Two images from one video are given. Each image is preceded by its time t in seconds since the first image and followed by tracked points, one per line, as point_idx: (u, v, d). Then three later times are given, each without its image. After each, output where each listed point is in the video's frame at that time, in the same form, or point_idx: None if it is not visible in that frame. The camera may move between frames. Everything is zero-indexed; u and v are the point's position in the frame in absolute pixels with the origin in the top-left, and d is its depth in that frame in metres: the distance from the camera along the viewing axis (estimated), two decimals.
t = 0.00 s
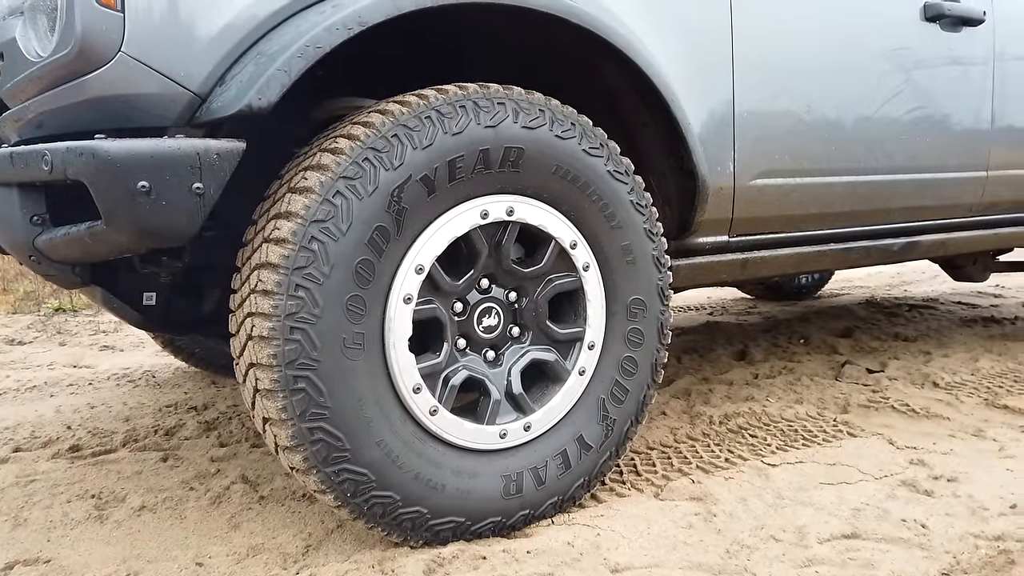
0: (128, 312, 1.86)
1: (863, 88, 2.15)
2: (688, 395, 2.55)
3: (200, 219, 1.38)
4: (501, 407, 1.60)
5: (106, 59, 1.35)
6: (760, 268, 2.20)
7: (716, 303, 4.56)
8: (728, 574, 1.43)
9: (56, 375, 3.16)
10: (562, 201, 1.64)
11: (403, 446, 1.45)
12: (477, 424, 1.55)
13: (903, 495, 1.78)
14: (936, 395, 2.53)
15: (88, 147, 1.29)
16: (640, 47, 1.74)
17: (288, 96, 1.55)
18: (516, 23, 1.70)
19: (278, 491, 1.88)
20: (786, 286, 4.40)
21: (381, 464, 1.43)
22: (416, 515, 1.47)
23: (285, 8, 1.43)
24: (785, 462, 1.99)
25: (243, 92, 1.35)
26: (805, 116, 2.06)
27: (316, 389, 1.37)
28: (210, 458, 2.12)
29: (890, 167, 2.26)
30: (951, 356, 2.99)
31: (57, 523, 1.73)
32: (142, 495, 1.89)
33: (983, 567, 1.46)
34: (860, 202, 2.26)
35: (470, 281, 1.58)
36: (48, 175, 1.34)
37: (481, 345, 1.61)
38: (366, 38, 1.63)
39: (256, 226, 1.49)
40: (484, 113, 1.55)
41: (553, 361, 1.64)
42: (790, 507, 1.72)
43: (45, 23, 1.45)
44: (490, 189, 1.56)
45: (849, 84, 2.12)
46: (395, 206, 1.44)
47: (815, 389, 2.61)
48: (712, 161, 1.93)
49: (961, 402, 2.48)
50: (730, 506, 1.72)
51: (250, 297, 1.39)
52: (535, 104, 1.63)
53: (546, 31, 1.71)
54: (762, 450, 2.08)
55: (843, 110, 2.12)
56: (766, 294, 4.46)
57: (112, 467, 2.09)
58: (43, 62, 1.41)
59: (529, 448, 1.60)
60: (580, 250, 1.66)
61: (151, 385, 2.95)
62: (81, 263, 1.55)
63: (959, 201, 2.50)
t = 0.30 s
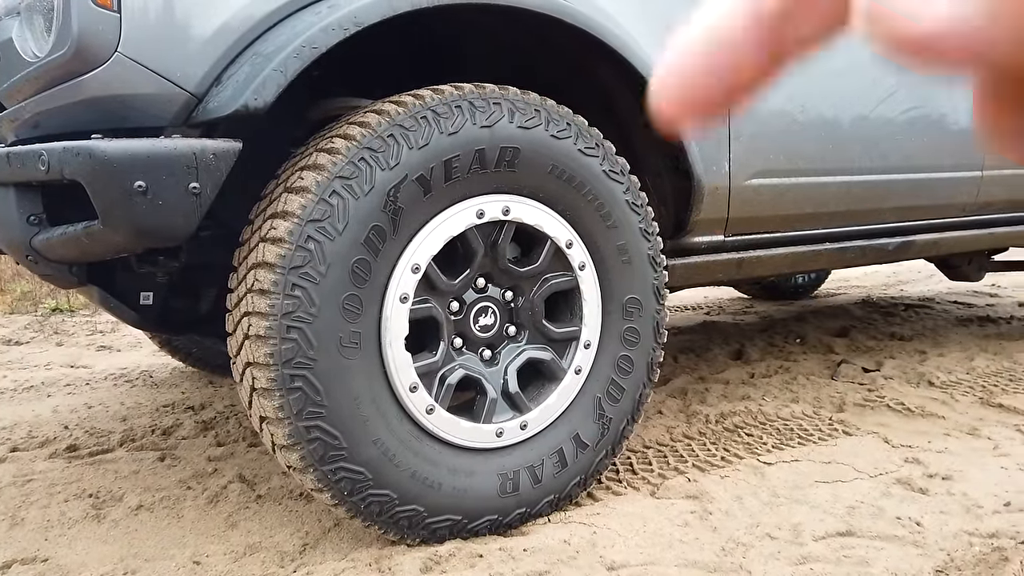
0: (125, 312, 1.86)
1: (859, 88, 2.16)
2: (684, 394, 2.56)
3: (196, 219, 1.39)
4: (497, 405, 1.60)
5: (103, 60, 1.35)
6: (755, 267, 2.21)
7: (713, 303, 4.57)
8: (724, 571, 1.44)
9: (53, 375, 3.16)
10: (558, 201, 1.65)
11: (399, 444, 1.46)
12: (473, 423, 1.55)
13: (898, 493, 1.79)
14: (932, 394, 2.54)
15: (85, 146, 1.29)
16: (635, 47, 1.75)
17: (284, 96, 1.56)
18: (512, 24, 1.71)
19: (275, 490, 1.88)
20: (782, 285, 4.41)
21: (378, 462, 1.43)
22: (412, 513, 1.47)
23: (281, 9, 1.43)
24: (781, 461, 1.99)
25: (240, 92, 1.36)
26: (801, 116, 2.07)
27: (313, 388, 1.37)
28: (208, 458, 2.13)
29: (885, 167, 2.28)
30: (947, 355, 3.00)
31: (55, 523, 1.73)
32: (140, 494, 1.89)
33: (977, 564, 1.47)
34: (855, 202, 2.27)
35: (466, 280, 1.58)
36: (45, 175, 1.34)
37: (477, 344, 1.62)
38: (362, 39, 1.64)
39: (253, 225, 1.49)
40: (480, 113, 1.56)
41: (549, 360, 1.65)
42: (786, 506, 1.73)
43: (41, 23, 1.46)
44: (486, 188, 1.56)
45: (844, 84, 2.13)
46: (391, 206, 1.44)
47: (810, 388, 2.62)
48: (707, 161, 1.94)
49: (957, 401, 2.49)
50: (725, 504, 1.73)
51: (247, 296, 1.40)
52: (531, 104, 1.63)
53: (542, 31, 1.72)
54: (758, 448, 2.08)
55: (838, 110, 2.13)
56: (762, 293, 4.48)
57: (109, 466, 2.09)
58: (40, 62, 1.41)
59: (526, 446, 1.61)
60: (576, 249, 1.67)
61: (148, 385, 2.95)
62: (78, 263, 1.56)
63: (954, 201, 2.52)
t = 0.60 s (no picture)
0: (128, 313, 1.87)
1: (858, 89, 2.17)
2: (684, 395, 2.57)
3: (201, 221, 1.39)
4: (500, 406, 1.61)
5: (109, 62, 1.36)
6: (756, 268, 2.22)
7: (712, 303, 4.58)
8: (726, 571, 1.45)
9: (54, 375, 3.16)
10: (560, 203, 1.65)
11: (402, 445, 1.46)
12: (476, 423, 1.56)
13: (899, 494, 1.80)
14: (931, 394, 2.55)
15: (91, 148, 1.30)
16: (637, 49, 1.76)
17: (288, 98, 1.57)
18: (514, 26, 1.71)
19: (278, 491, 1.89)
20: (782, 285, 4.43)
21: (381, 463, 1.44)
22: (416, 514, 1.48)
23: (285, 11, 1.44)
24: (781, 461, 2.00)
25: (244, 94, 1.36)
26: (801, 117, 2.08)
27: (317, 389, 1.38)
28: (210, 458, 2.13)
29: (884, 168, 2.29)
30: (946, 355, 3.02)
31: (58, 523, 1.74)
32: (143, 495, 1.90)
33: (977, 564, 1.48)
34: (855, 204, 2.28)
35: (469, 282, 1.59)
36: (51, 177, 1.35)
37: (480, 345, 1.62)
38: (366, 41, 1.64)
39: (257, 227, 1.50)
40: (483, 116, 1.57)
41: (552, 361, 1.66)
42: (786, 506, 1.74)
43: (46, 26, 1.46)
44: (489, 190, 1.57)
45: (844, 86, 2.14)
46: (395, 207, 1.45)
47: (810, 389, 2.63)
48: (708, 162, 1.95)
49: (956, 401, 2.50)
50: (726, 505, 1.74)
51: (251, 297, 1.40)
52: (534, 106, 1.64)
53: (544, 33, 1.73)
54: (758, 449, 2.09)
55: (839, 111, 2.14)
56: (762, 293, 4.49)
57: (111, 467, 2.09)
58: (46, 65, 1.41)
59: (528, 447, 1.61)
60: (578, 251, 1.68)
61: (149, 385, 2.95)
62: (82, 264, 1.56)
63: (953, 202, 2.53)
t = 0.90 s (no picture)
0: (129, 315, 1.87)
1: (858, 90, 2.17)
2: (684, 396, 2.57)
3: (202, 223, 1.39)
4: (501, 408, 1.61)
5: (109, 64, 1.35)
6: (756, 269, 2.22)
7: (712, 304, 4.59)
8: (727, 573, 1.45)
9: (53, 376, 3.15)
10: (562, 205, 1.65)
11: (404, 447, 1.46)
12: (477, 425, 1.56)
13: (899, 495, 1.80)
14: (931, 395, 2.56)
15: (92, 151, 1.29)
16: (638, 51, 1.76)
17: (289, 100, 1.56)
18: (515, 27, 1.71)
19: (278, 492, 1.89)
20: (781, 286, 4.43)
21: (383, 465, 1.44)
22: (417, 516, 1.48)
23: (287, 13, 1.44)
24: (781, 462, 2.00)
25: (246, 96, 1.36)
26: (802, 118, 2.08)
27: (318, 391, 1.38)
28: (210, 460, 2.13)
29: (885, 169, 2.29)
30: (945, 356, 3.02)
31: (58, 525, 1.74)
32: (143, 497, 1.89)
33: (978, 565, 1.48)
34: (855, 205, 2.28)
35: (471, 283, 1.59)
36: (51, 179, 1.34)
37: (482, 346, 1.62)
38: (366, 42, 1.64)
39: (258, 229, 1.50)
40: (484, 117, 1.57)
41: (553, 363, 1.66)
42: (787, 507, 1.74)
43: (46, 27, 1.46)
44: (490, 192, 1.57)
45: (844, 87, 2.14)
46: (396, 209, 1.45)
47: (810, 390, 2.63)
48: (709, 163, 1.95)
49: (956, 402, 2.50)
50: (727, 506, 1.74)
51: (252, 300, 1.40)
52: (535, 108, 1.64)
53: (545, 34, 1.73)
54: (759, 450, 2.09)
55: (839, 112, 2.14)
56: (761, 294, 4.49)
57: (111, 469, 2.09)
58: (46, 66, 1.41)
59: (530, 449, 1.61)
60: (579, 252, 1.68)
61: (148, 386, 2.95)
62: (83, 266, 1.56)
63: (952, 203, 2.53)
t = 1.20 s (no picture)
0: (131, 317, 1.87)
1: (862, 90, 2.16)
2: (687, 397, 2.56)
3: (204, 225, 1.39)
4: (504, 410, 1.61)
5: (112, 66, 1.35)
6: (759, 271, 2.21)
7: (714, 305, 4.58)
8: None
9: (56, 377, 3.16)
10: (564, 207, 1.65)
11: (406, 450, 1.46)
12: (480, 428, 1.56)
13: (903, 497, 1.79)
14: (934, 397, 2.55)
15: (94, 153, 1.29)
16: (640, 52, 1.75)
17: (291, 102, 1.56)
18: (517, 29, 1.71)
19: (280, 494, 1.88)
20: (784, 287, 4.42)
21: (385, 468, 1.43)
22: (419, 519, 1.48)
23: (289, 15, 1.44)
24: (785, 464, 2.00)
25: (248, 99, 1.36)
26: (805, 119, 2.07)
27: (321, 394, 1.37)
28: (212, 462, 2.13)
29: (889, 170, 2.28)
30: (949, 357, 3.01)
31: (61, 527, 1.74)
32: (145, 499, 1.89)
33: (983, 569, 1.47)
34: (858, 206, 2.28)
35: (473, 286, 1.58)
36: (53, 182, 1.34)
37: (484, 349, 1.62)
38: (368, 44, 1.64)
39: (261, 231, 1.50)
40: (487, 119, 1.56)
41: (555, 365, 1.65)
42: (790, 510, 1.73)
43: (49, 29, 1.46)
44: (493, 194, 1.56)
45: (847, 87, 2.13)
46: (399, 212, 1.45)
47: (813, 391, 2.63)
48: (712, 165, 1.94)
49: (959, 403, 2.50)
50: (730, 509, 1.73)
51: (254, 302, 1.40)
52: (537, 110, 1.64)
53: (548, 36, 1.72)
54: (762, 452, 2.09)
55: (842, 113, 2.13)
56: (763, 295, 4.48)
57: (114, 470, 2.09)
58: (48, 69, 1.41)
59: (532, 451, 1.61)
60: (582, 255, 1.67)
61: (151, 387, 2.95)
62: (85, 269, 1.56)
63: (955, 205, 2.53)
